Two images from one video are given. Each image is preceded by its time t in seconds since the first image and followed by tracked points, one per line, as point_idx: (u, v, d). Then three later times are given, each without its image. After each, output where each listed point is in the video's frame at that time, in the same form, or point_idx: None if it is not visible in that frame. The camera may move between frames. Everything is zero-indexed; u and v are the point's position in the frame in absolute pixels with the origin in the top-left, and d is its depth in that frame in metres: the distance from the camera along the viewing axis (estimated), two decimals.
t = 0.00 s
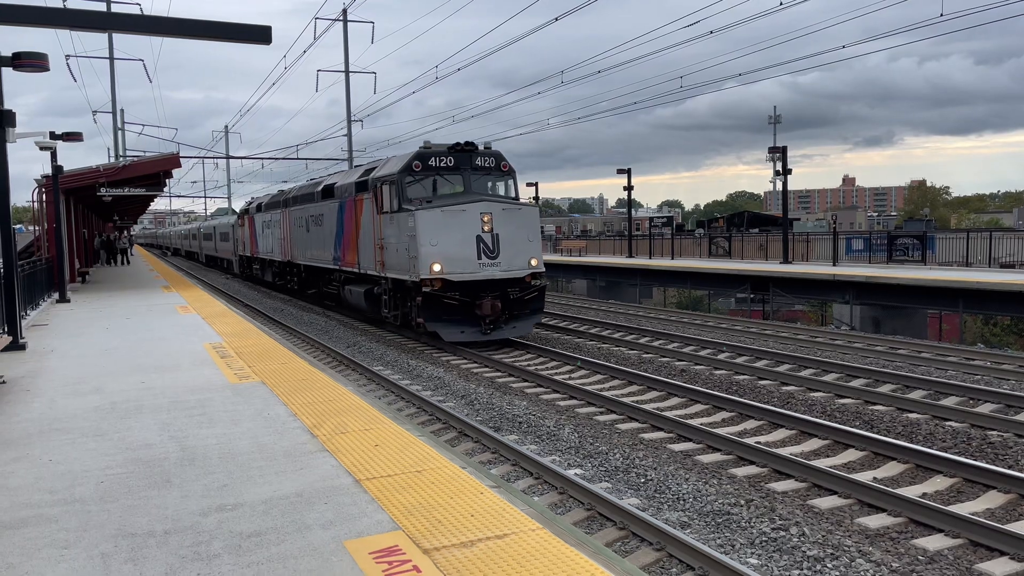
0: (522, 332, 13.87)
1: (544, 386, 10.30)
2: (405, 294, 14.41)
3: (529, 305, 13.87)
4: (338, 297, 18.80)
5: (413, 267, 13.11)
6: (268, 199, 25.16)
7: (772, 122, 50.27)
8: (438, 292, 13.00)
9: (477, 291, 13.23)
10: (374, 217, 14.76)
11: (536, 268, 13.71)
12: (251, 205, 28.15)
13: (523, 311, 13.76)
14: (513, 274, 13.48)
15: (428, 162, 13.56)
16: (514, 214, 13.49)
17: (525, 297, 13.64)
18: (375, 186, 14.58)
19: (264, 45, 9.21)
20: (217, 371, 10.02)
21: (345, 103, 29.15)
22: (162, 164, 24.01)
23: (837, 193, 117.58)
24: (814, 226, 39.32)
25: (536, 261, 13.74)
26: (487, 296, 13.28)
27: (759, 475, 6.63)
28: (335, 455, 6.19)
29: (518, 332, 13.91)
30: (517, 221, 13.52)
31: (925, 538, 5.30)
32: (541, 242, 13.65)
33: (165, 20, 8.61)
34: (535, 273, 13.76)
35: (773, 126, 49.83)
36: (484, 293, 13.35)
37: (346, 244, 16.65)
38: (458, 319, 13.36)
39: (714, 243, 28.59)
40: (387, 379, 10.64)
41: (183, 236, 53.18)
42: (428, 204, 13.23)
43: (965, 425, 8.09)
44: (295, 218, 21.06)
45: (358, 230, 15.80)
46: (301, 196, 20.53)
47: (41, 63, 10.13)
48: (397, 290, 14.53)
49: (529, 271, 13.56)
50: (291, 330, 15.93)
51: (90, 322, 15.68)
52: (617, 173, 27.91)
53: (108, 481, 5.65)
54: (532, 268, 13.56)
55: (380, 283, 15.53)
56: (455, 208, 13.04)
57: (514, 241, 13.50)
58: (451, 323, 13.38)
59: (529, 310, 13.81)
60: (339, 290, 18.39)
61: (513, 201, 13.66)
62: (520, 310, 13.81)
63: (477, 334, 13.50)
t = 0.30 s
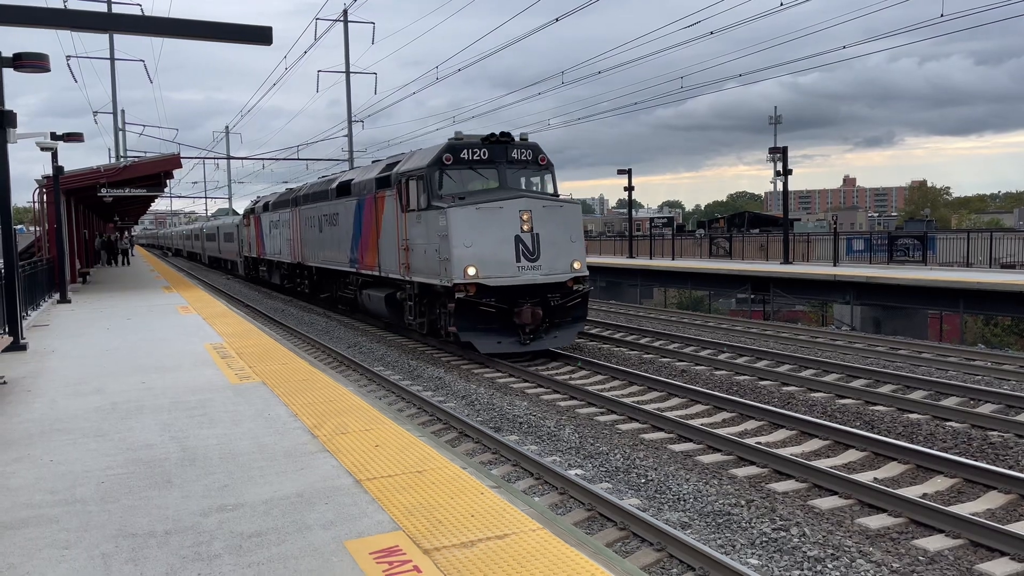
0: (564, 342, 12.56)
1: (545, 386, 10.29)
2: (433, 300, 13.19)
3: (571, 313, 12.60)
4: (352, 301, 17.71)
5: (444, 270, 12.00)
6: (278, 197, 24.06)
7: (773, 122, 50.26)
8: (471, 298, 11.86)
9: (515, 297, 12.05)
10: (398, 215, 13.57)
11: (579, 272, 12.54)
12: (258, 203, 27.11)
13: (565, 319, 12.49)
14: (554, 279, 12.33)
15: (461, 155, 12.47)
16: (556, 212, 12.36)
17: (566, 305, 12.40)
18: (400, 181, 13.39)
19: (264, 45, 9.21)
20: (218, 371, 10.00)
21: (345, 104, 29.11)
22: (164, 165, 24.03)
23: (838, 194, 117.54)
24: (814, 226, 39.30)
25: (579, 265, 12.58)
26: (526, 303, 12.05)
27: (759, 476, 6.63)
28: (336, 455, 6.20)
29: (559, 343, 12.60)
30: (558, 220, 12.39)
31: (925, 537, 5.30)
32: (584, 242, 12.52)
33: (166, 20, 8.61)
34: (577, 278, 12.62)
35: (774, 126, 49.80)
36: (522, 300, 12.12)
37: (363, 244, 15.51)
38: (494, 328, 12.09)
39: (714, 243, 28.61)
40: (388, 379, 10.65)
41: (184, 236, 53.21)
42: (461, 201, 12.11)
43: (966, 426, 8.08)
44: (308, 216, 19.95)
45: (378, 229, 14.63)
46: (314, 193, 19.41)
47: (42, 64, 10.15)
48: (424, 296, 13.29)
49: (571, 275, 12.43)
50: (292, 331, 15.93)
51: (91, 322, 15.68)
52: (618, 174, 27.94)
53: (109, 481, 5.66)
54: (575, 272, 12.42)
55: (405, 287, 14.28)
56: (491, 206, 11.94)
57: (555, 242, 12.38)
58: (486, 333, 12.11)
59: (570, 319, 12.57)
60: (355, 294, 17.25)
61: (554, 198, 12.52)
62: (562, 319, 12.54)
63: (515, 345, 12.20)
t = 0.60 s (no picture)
0: (616, 355, 11.23)
1: (546, 387, 10.28)
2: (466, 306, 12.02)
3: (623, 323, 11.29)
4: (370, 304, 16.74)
5: (483, 275, 10.80)
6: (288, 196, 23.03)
7: (774, 122, 50.25)
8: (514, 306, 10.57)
9: (563, 305, 10.78)
10: (428, 213, 12.39)
11: (632, 277, 11.28)
12: (265, 202, 25.99)
13: (618, 329, 11.17)
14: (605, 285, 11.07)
15: (501, 146, 11.21)
16: (606, 210, 11.10)
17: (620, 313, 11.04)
18: (431, 176, 12.17)
19: (264, 45, 9.21)
20: (219, 372, 10.00)
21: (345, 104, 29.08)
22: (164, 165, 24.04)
23: (839, 194, 117.51)
24: (815, 226, 39.29)
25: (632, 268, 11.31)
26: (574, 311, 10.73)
27: (760, 477, 6.62)
28: (337, 456, 6.20)
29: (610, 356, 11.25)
30: (610, 219, 11.10)
31: (926, 538, 5.30)
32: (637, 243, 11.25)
33: (166, 21, 8.62)
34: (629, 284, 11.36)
35: (775, 126, 49.79)
36: (570, 309, 10.82)
37: (387, 245, 14.40)
38: (539, 341, 10.80)
39: (714, 244, 28.62)
40: (389, 380, 10.65)
41: (185, 237, 53.25)
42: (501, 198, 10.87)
43: (967, 427, 8.07)
44: (324, 217, 18.88)
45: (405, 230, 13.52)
46: (330, 192, 18.35)
47: (43, 65, 10.15)
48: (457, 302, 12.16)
49: (623, 280, 11.17)
50: (293, 332, 15.94)
51: (92, 323, 15.68)
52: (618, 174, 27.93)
53: (110, 482, 5.65)
54: (627, 277, 11.16)
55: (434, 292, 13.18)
56: (537, 203, 10.70)
57: (606, 243, 11.10)
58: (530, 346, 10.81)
59: (624, 329, 11.20)
60: (374, 299, 16.24)
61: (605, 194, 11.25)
62: (614, 329, 11.22)
63: (562, 359, 10.91)
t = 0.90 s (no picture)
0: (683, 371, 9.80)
1: (548, 388, 10.27)
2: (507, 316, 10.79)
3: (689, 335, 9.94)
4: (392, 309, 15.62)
5: (531, 281, 9.45)
6: (298, 194, 21.96)
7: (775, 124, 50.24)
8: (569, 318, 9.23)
9: (622, 315, 9.47)
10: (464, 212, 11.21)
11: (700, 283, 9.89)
12: (272, 200, 24.91)
13: (684, 342, 9.79)
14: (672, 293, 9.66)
15: (550, 135, 10.02)
16: (672, 206, 9.74)
17: (688, 326, 9.69)
18: (467, 170, 10.94)
19: (265, 46, 9.21)
20: (220, 373, 9.99)
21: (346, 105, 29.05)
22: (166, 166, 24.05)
23: (840, 196, 117.46)
24: (816, 228, 39.29)
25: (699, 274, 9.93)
26: (635, 322, 9.41)
27: (760, 478, 6.62)
28: (338, 457, 6.20)
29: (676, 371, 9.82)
30: (675, 217, 9.74)
31: (925, 539, 5.30)
32: (705, 245, 9.91)
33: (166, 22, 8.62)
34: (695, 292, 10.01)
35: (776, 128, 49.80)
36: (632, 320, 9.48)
37: (412, 246, 13.26)
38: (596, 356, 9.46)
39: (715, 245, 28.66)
40: (390, 380, 10.65)
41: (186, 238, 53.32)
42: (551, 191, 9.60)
43: (968, 428, 8.05)
44: (339, 216, 17.77)
45: (432, 231, 12.38)
46: (346, 189, 17.24)
47: (44, 66, 10.16)
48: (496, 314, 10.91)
49: (691, 286, 9.77)
50: (293, 334, 15.93)
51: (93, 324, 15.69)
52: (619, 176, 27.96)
53: (110, 483, 5.65)
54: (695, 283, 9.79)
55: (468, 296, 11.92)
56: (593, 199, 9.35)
57: (671, 244, 9.71)
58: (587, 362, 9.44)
59: (691, 343, 9.82)
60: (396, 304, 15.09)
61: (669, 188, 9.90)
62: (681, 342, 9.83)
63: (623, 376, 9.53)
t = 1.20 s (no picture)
0: (770, 392, 8.47)
1: (549, 388, 10.26)
2: (559, 328, 9.56)
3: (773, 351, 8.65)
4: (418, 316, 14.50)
5: (597, 289, 8.22)
6: (310, 192, 20.98)
7: (777, 126, 50.22)
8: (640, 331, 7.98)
9: (701, 329, 8.23)
10: (509, 209, 10.07)
11: (789, 291, 8.64)
12: (286, 194, 24.58)
13: (769, 358, 8.51)
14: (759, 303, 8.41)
15: (614, 120, 8.81)
16: (757, 201, 8.48)
17: (774, 340, 8.44)
18: (515, 163, 9.81)
19: (266, 47, 9.22)
20: (221, 374, 9.99)
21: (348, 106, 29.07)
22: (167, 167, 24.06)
23: (841, 197, 117.44)
24: (817, 229, 39.24)
25: (787, 281, 8.67)
26: (715, 335, 8.20)
27: (761, 479, 6.61)
28: (339, 457, 6.22)
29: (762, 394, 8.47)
30: (759, 213, 8.50)
31: (926, 540, 5.30)
32: (793, 247, 8.66)
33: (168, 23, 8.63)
34: (783, 302, 8.76)
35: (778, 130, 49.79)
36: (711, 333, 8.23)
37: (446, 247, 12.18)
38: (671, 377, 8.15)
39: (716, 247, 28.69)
40: (391, 381, 10.65)
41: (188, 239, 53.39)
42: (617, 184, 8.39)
43: (969, 429, 8.05)
44: (359, 216, 16.72)
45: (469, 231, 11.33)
46: (365, 186, 16.18)
47: (46, 67, 10.18)
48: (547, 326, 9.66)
49: (779, 294, 8.52)
50: (293, 335, 15.93)
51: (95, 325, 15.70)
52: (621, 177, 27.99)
53: (112, 483, 5.66)
54: (782, 290, 8.55)
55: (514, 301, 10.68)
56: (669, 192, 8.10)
57: (757, 245, 8.45)
58: (661, 384, 8.13)
59: (777, 360, 8.55)
60: (423, 310, 13.99)
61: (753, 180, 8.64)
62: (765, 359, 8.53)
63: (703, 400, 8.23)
